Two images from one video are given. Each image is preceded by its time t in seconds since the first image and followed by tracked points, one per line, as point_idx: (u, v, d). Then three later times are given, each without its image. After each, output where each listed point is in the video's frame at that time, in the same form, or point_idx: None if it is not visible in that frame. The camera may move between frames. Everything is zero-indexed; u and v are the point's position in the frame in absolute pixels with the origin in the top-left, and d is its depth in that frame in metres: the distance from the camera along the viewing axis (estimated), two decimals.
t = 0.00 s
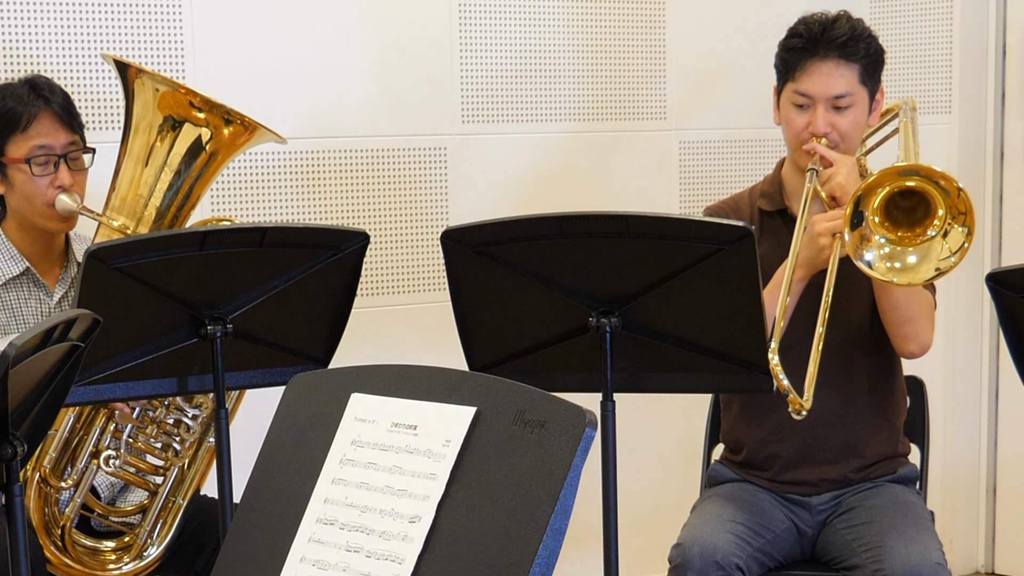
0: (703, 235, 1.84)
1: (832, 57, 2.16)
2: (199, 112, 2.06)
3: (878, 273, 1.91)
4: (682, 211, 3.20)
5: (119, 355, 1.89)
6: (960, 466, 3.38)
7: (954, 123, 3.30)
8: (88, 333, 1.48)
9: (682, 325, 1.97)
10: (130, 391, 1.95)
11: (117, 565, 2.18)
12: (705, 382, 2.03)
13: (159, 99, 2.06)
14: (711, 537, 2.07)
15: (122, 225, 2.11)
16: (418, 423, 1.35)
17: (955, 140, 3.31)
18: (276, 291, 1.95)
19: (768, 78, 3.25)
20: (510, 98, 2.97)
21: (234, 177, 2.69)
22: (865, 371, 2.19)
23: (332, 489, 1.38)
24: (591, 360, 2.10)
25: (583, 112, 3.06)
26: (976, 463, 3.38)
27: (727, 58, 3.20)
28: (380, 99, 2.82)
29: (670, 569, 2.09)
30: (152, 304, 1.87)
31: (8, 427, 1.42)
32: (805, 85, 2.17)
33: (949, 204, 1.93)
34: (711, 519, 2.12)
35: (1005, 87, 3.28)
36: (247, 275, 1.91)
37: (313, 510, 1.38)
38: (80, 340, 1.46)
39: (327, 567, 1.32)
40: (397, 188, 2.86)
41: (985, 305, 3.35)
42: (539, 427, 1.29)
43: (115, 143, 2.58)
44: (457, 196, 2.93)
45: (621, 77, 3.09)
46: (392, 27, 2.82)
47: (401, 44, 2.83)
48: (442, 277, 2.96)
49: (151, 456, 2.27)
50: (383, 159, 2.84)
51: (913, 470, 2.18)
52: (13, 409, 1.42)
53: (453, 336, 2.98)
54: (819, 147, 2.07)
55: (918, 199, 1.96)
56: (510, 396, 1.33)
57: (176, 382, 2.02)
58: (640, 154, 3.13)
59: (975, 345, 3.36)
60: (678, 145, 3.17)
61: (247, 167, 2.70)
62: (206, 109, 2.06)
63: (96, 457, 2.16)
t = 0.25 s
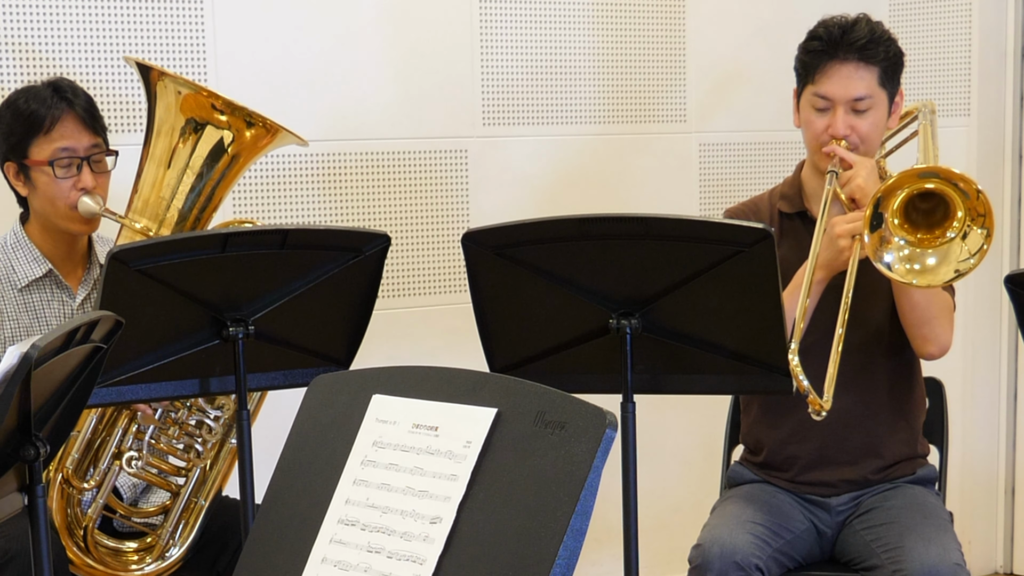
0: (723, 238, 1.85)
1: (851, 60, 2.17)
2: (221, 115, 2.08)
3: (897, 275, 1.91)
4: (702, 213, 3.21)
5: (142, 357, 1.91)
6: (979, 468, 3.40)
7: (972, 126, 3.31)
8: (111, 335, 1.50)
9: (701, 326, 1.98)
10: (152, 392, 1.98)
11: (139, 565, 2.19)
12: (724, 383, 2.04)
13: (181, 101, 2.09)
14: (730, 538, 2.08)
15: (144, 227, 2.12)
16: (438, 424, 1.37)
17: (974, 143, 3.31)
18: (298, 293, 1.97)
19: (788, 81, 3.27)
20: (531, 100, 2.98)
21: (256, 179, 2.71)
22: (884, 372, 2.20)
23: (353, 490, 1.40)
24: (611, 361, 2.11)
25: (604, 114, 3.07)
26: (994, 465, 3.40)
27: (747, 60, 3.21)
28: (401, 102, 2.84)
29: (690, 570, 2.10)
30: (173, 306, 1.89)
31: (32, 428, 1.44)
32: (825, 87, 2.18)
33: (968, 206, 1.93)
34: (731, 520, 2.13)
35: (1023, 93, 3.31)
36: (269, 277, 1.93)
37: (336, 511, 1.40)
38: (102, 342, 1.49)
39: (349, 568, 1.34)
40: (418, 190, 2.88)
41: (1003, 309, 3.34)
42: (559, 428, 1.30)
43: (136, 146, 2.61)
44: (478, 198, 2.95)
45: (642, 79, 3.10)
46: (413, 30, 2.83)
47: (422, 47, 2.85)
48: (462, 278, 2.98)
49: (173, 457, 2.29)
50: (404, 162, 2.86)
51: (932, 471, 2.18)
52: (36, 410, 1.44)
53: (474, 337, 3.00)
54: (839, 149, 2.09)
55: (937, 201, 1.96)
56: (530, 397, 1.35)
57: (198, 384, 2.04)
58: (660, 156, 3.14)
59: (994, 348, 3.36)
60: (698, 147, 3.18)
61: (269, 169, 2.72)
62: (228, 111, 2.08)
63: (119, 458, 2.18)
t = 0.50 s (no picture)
0: (742, 239, 1.86)
1: (870, 62, 2.18)
2: (241, 117, 2.10)
3: (914, 276, 1.92)
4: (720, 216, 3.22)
5: (162, 358, 1.93)
6: (996, 468, 3.42)
7: (989, 128, 3.35)
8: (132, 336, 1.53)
9: (719, 328, 1.99)
10: (173, 393, 1.99)
11: (160, 566, 2.22)
12: (743, 385, 2.04)
13: (201, 104, 2.11)
14: (748, 539, 2.09)
15: (164, 229, 2.16)
16: (458, 426, 1.39)
17: (990, 144, 3.35)
18: (318, 294, 1.99)
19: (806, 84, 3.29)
20: (549, 102, 3.00)
21: (274, 182, 2.71)
22: (901, 374, 2.20)
23: (373, 491, 1.41)
24: (629, 362, 2.12)
25: (621, 117, 3.09)
26: (1011, 466, 3.43)
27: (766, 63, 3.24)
28: (421, 105, 2.86)
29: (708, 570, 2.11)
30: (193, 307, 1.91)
31: (53, 428, 1.47)
32: (843, 90, 2.19)
33: (986, 208, 1.93)
34: (749, 521, 2.13)
35: None
36: (290, 278, 1.95)
37: (355, 512, 1.41)
38: (122, 343, 1.52)
39: (368, 568, 1.35)
40: (437, 193, 2.90)
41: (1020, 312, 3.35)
42: (578, 429, 1.31)
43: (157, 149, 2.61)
44: (497, 201, 2.97)
45: (659, 83, 3.13)
46: (433, 34, 2.85)
47: (442, 49, 2.86)
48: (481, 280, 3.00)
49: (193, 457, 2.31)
50: (423, 164, 2.87)
51: (949, 472, 2.19)
52: (57, 410, 1.48)
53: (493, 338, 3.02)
54: (857, 151, 2.09)
55: (955, 203, 1.97)
56: (549, 398, 1.36)
57: (218, 386, 2.06)
58: (677, 159, 3.16)
59: (1011, 350, 3.37)
60: (716, 150, 3.21)
61: (288, 171, 2.72)
62: (248, 114, 2.10)
63: (139, 459, 2.19)
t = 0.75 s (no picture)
0: (758, 242, 1.86)
1: (886, 65, 2.18)
2: (258, 120, 2.12)
3: (930, 279, 1.92)
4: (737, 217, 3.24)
5: (183, 359, 1.95)
6: (1013, 470, 3.42)
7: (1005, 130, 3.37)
8: (149, 339, 1.56)
9: (735, 329, 2.00)
10: (192, 395, 2.01)
11: (178, 567, 2.24)
12: (759, 386, 2.05)
13: (220, 106, 2.13)
14: (764, 540, 2.09)
15: (182, 231, 2.17)
16: (475, 427, 1.40)
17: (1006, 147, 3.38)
18: (336, 295, 2.01)
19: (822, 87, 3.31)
20: (566, 105, 3.01)
21: (292, 184, 2.73)
22: (917, 375, 2.20)
23: (391, 492, 1.43)
24: (645, 363, 2.13)
25: (638, 119, 3.11)
26: None
27: (784, 66, 3.26)
28: (438, 108, 2.87)
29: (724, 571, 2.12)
30: (212, 308, 1.93)
31: (72, 429, 1.49)
32: (860, 93, 2.19)
33: (1001, 210, 1.94)
34: (765, 523, 2.14)
35: None
36: (308, 279, 1.97)
37: (373, 513, 1.43)
38: (141, 345, 1.53)
39: (386, 569, 1.36)
40: (454, 195, 2.92)
41: None
42: (594, 430, 1.33)
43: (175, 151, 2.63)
44: (514, 203, 2.98)
45: (675, 85, 3.14)
46: (451, 36, 2.87)
47: (459, 52, 2.88)
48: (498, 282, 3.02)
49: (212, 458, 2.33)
50: (440, 166, 2.89)
51: (965, 473, 2.19)
52: (75, 412, 1.49)
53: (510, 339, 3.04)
54: (873, 154, 2.10)
55: (970, 205, 1.97)
56: (566, 400, 1.38)
57: (236, 387, 2.08)
58: (694, 161, 3.18)
59: None
60: (733, 152, 3.22)
61: (306, 173, 2.74)
62: (266, 116, 2.12)
63: (158, 461, 2.22)
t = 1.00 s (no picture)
0: (772, 244, 1.87)
1: (900, 68, 2.19)
2: (275, 122, 2.15)
3: (943, 280, 1.92)
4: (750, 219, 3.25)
5: (201, 360, 1.97)
6: None
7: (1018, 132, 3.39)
8: (167, 339, 1.58)
9: (749, 330, 2.01)
10: (208, 397, 2.03)
11: (194, 567, 2.26)
12: (772, 387, 2.06)
13: (236, 109, 2.15)
14: (778, 540, 2.10)
15: (199, 233, 2.19)
16: (490, 428, 1.42)
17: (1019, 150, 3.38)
18: (351, 297, 2.03)
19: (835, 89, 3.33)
20: (581, 108, 3.03)
21: (308, 187, 2.74)
22: (930, 376, 2.21)
23: (406, 493, 1.44)
24: (658, 364, 2.14)
25: (651, 122, 3.13)
26: None
27: (797, 68, 3.28)
28: (453, 111, 2.89)
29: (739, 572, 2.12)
30: (230, 309, 1.95)
31: (89, 430, 1.51)
32: (874, 95, 2.20)
33: (1014, 212, 1.94)
34: (779, 523, 2.15)
35: None
36: (325, 281, 1.99)
37: (388, 513, 1.44)
38: (158, 346, 1.56)
39: (401, 570, 1.37)
40: (468, 197, 2.93)
41: None
42: (609, 431, 1.34)
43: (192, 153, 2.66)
44: (529, 205, 3.00)
45: (688, 88, 3.16)
46: (466, 40, 2.89)
47: (475, 55, 2.90)
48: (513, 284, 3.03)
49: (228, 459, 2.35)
50: (455, 169, 2.91)
51: (978, 474, 2.19)
52: (92, 413, 1.51)
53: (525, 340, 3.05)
54: (887, 156, 2.11)
55: (983, 207, 1.98)
56: (579, 401, 1.39)
57: (253, 387, 2.10)
58: (706, 164, 3.19)
59: None
60: (746, 154, 3.24)
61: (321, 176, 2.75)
62: (281, 119, 2.14)
63: (174, 462, 2.24)
